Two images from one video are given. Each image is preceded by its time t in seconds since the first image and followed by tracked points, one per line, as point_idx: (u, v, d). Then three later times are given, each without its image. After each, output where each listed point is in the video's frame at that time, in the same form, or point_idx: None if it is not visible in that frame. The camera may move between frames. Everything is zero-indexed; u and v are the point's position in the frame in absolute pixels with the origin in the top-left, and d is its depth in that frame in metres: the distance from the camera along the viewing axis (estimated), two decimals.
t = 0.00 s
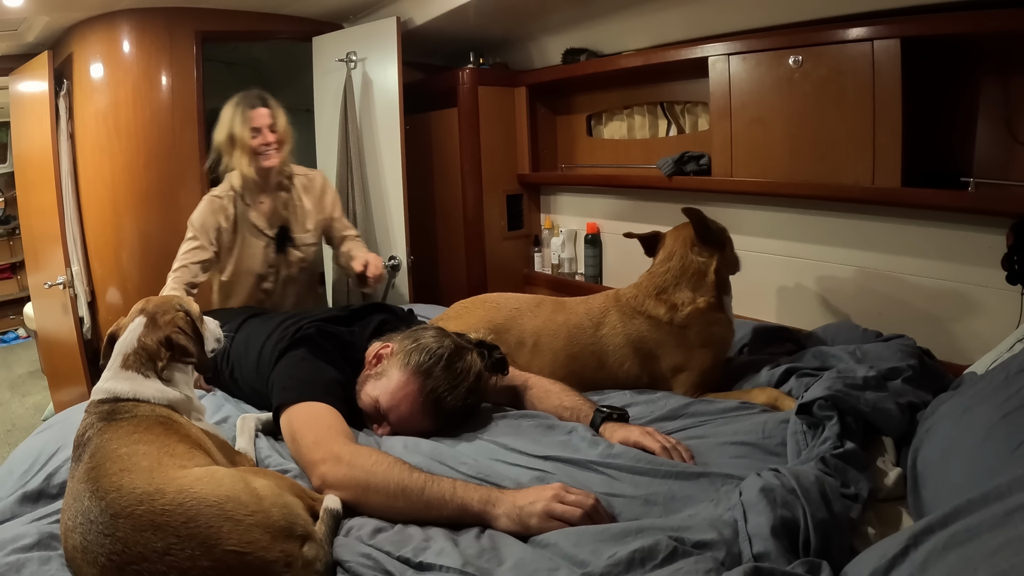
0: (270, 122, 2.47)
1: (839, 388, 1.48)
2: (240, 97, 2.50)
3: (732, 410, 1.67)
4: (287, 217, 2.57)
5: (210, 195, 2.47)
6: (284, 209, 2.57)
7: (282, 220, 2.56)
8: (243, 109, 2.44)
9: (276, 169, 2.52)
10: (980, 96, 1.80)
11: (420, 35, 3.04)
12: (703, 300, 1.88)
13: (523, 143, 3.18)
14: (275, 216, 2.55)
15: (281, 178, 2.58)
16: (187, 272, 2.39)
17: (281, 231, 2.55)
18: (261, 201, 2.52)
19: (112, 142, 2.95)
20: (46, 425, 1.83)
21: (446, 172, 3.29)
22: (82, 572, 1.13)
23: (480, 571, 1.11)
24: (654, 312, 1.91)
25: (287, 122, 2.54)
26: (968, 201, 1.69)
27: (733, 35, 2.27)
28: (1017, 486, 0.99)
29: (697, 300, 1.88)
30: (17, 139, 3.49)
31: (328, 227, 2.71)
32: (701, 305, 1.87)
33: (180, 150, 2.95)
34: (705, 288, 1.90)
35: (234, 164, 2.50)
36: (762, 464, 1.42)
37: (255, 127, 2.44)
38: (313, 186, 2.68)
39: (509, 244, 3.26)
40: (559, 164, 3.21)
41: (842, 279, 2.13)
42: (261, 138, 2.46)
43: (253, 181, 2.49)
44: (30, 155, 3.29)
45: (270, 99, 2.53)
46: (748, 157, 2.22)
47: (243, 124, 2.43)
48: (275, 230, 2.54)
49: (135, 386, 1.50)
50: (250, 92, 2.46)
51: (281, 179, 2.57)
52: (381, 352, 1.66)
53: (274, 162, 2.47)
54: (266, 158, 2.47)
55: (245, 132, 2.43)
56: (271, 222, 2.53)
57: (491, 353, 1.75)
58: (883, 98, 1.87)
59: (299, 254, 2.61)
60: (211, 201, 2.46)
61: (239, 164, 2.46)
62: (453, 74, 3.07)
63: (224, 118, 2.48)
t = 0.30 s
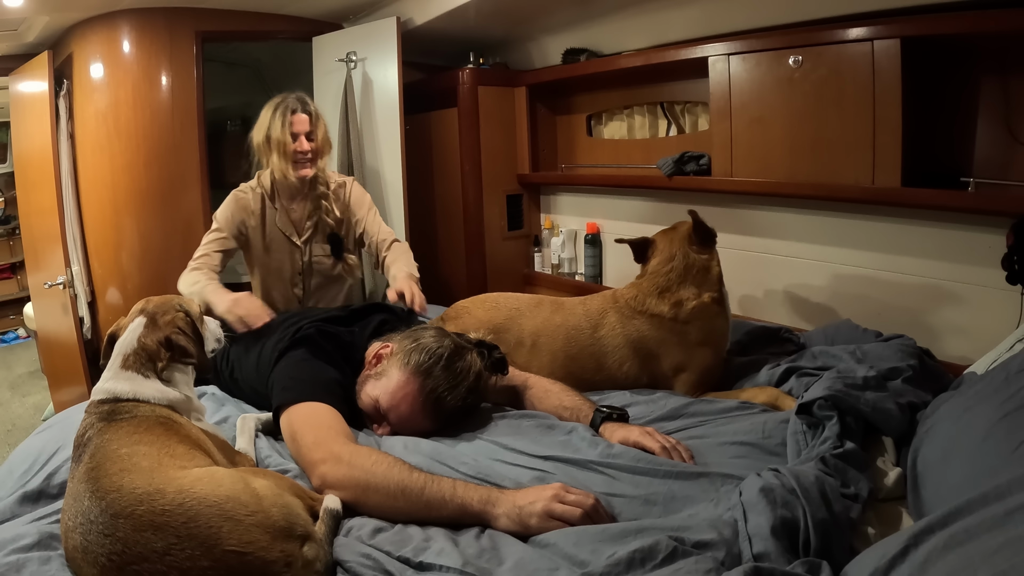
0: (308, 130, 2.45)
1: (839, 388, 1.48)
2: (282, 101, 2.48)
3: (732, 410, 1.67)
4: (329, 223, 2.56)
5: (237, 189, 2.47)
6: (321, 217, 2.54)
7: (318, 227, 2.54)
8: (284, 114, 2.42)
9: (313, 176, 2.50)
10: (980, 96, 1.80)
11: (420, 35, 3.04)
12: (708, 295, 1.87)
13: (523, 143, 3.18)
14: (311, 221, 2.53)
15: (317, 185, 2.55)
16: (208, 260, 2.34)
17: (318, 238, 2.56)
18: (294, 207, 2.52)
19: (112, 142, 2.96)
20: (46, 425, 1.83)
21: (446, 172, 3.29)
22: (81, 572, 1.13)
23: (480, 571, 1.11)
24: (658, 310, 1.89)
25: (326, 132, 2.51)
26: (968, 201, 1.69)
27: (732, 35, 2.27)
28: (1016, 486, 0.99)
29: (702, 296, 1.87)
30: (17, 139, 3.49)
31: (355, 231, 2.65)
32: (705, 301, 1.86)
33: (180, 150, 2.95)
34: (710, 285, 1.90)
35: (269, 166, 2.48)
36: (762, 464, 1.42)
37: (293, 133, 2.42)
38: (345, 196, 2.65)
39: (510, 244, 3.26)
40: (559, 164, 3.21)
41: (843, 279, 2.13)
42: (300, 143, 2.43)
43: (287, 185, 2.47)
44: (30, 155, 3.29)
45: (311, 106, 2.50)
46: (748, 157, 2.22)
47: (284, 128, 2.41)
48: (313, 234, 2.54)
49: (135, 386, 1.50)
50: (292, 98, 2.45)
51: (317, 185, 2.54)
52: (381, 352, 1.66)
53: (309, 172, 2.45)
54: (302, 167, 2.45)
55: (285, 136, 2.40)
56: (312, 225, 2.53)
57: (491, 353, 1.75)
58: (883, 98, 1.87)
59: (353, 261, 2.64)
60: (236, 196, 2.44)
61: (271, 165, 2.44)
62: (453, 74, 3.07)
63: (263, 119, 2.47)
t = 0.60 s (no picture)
0: (307, 144, 2.36)
1: (839, 388, 1.48)
2: (279, 112, 2.39)
3: (732, 410, 1.67)
4: (326, 243, 2.52)
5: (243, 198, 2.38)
6: (321, 231, 2.49)
7: (318, 241, 2.49)
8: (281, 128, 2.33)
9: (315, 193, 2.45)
10: (980, 96, 1.80)
11: (420, 35, 3.04)
12: (709, 293, 1.87)
13: (523, 143, 3.18)
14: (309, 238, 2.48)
15: (319, 198, 2.49)
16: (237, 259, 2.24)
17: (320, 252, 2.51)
18: (297, 220, 2.47)
19: (112, 142, 2.96)
20: (46, 425, 1.83)
21: (446, 172, 3.29)
22: (82, 572, 1.13)
23: (480, 571, 1.11)
24: (660, 309, 1.89)
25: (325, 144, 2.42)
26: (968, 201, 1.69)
27: (732, 35, 2.27)
28: (1017, 486, 0.99)
29: (703, 294, 1.87)
30: (17, 139, 3.49)
31: (356, 240, 2.58)
32: (705, 300, 1.86)
33: (180, 150, 2.95)
34: (710, 283, 1.90)
35: (268, 181, 2.39)
36: (762, 464, 1.42)
37: (291, 149, 2.34)
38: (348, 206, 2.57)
39: (510, 244, 3.27)
40: (559, 164, 3.21)
41: (843, 279, 2.13)
42: (300, 158, 2.34)
43: (289, 200, 2.41)
44: (30, 155, 3.29)
45: (309, 117, 2.41)
46: (748, 157, 2.22)
47: (281, 143, 2.31)
48: (310, 253, 2.49)
49: (134, 387, 1.50)
50: (289, 110, 2.35)
51: (320, 200, 2.48)
52: (381, 352, 1.66)
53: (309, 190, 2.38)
54: (303, 186, 2.38)
55: (283, 151, 2.31)
56: (308, 244, 2.48)
57: (490, 352, 1.75)
58: (883, 98, 1.87)
59: (345, 282, 2.62)
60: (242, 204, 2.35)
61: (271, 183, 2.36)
62: (453, 74, 3.07)
63: (260, 132, 2.38)
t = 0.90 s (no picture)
0: (308, 172, 2.13)
1: (839, 388, 1.48)
2: (276, 139, 2.16)
3: (732, 410, 1.67)
4: (332, 269, 2.28)
5: (247, 223, 2.15)
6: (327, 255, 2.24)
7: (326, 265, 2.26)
8: (278, 157, 2.10)
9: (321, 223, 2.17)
10: (980, 96, 1.80)
11: (420, 35, 3.05)
12: (710, 295, 1.87)
13: (523, 144, 3.18)
14: (315, 265, 2.25)
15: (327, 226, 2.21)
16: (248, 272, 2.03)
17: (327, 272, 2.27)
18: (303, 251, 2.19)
19: (112, 142, 2.96)
20: (47, 425, 1.83)
21: (446, 173, 3.29)
22: (82, 572, 1.13)
23: (480, 571, 1.11)
24: (660, 312, 1.88)
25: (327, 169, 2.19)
26: (969, 201, 1.69)
27: (732, 35, 2.27)
28: (1017, 486, 1.00)
29: (705, 296, 1.87)
30: (17, 139, 3.49)
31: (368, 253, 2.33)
32: (704, 303, 1.86)
33: (180, 150, 2.95)
34: (711, 285, 1.90)
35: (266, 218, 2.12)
36: (762, 464, 1.42)
37: (291, 181, 2.10)
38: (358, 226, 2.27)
39: (510, 244, 3.27)
40: (559, 164, 3.21)
41: (843, 279, 2.13)
42: (301, 188, 2.11)
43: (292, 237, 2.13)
44: (30, 155, 3.30)
45: (307, 143, 2.18)
46: (747, 158, 2.22)
47: (279, 175, 2.08)
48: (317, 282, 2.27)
49: (133, 387, 1.50)
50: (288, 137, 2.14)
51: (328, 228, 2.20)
52: (381, 353, 1.67)
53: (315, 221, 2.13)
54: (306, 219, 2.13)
55: (282, 184, 2.07)
56: (315, 272, 2.25)
57: (491, 354, 1.75)
58: (883, 99, 1.87)
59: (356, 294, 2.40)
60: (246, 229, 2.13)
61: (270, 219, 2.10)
62: (453, 74, 3.07)
63: (257, 161, 2.14)
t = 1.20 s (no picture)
0: (329, 192, 2.18)
1: (839, 388, 1.48)
2: (299, 158, 2.21)
3: (732, 410, 1.67)
4: (346, 288, 2.28)
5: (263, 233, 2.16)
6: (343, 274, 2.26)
7: (341, 284, 2.26)
8: (302, 175, 2.14)
9: (341, 241, 2.24)
10: (980, 96, 1.81)
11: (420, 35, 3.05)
12: (709, 295, 1.87)
13: (523, 144, 3.18)
14: (329, 283, 2.24)
15: (345, 247, 2.25)
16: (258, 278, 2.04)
17: (341, 291, 2.28)
18: (319, 268, 2.20)
19: (112, 142, 2.96)
20: (46, 425, 1.83)
21: (446, 173, 3.29)
22: (81, 573, 1.13)
23: (481, 571, 1.11)
24: (659, 313, 1.88)
25: (348, 190, 2.24)
26: (969, 201, 1.69)
27: (732, 35, 2.27)
28: (1017, 486, 1.00)
29: (704, 297, 1.87)
30: (17, 139, 3.49)
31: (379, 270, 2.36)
32: (703, 304, 1.86)
33: (180, 151, 2.95)
34: (710, 286, 1.90)
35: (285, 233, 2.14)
36: (762, 464, 1.42)
37: (312, 199, 2.15)
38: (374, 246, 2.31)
39: (510, 244, 3.27)
40: (559, 164, 3.21)
41: (843, 279, 2.13)
42: (323, 207, 2.16)
43: (310, 254, 2.14)
44: (30, 155, 3.30)
45: (328, 162, 2.24)
46: (748, 157, 2.22)
47: (302, 192, 2.12)
48: (328, 299, 2.26)
49: (132, 387, 1.50)
50: (312, 156, 2.18)
51: (346, 248, 2.24)
52: (381, 354, 1.68)
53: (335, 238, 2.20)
54: (327, 236, 2.19)
55: (305, 201, 2.11)
56: (328, 289, 2.25)
57: (490, 355, 1.75)
58: (883, 99, 1.87)
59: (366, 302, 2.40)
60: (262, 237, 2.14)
61: (292, 236, 2.12)
62: (453, 74, 3.07)
63: (278, 179, 2.18)
